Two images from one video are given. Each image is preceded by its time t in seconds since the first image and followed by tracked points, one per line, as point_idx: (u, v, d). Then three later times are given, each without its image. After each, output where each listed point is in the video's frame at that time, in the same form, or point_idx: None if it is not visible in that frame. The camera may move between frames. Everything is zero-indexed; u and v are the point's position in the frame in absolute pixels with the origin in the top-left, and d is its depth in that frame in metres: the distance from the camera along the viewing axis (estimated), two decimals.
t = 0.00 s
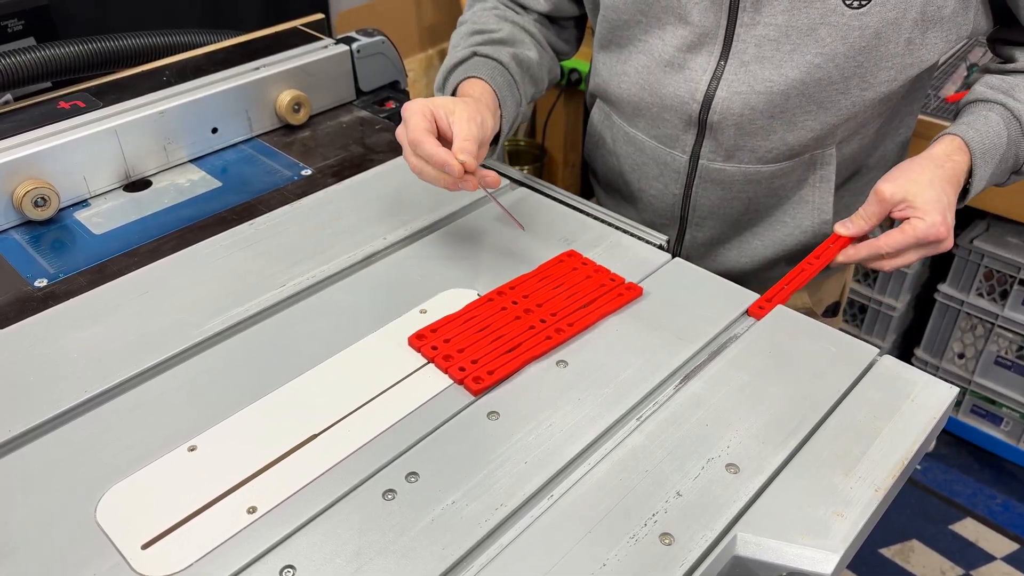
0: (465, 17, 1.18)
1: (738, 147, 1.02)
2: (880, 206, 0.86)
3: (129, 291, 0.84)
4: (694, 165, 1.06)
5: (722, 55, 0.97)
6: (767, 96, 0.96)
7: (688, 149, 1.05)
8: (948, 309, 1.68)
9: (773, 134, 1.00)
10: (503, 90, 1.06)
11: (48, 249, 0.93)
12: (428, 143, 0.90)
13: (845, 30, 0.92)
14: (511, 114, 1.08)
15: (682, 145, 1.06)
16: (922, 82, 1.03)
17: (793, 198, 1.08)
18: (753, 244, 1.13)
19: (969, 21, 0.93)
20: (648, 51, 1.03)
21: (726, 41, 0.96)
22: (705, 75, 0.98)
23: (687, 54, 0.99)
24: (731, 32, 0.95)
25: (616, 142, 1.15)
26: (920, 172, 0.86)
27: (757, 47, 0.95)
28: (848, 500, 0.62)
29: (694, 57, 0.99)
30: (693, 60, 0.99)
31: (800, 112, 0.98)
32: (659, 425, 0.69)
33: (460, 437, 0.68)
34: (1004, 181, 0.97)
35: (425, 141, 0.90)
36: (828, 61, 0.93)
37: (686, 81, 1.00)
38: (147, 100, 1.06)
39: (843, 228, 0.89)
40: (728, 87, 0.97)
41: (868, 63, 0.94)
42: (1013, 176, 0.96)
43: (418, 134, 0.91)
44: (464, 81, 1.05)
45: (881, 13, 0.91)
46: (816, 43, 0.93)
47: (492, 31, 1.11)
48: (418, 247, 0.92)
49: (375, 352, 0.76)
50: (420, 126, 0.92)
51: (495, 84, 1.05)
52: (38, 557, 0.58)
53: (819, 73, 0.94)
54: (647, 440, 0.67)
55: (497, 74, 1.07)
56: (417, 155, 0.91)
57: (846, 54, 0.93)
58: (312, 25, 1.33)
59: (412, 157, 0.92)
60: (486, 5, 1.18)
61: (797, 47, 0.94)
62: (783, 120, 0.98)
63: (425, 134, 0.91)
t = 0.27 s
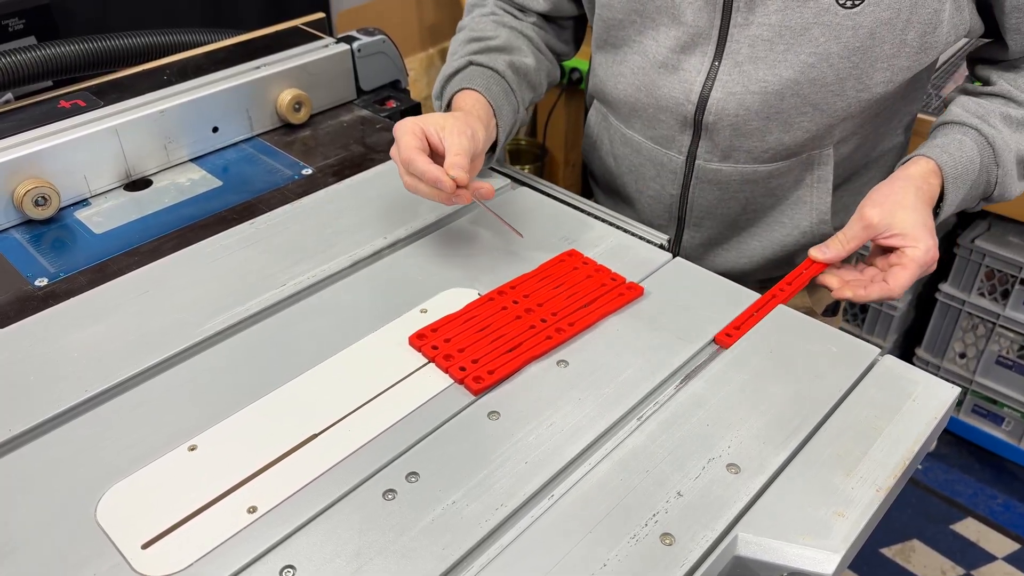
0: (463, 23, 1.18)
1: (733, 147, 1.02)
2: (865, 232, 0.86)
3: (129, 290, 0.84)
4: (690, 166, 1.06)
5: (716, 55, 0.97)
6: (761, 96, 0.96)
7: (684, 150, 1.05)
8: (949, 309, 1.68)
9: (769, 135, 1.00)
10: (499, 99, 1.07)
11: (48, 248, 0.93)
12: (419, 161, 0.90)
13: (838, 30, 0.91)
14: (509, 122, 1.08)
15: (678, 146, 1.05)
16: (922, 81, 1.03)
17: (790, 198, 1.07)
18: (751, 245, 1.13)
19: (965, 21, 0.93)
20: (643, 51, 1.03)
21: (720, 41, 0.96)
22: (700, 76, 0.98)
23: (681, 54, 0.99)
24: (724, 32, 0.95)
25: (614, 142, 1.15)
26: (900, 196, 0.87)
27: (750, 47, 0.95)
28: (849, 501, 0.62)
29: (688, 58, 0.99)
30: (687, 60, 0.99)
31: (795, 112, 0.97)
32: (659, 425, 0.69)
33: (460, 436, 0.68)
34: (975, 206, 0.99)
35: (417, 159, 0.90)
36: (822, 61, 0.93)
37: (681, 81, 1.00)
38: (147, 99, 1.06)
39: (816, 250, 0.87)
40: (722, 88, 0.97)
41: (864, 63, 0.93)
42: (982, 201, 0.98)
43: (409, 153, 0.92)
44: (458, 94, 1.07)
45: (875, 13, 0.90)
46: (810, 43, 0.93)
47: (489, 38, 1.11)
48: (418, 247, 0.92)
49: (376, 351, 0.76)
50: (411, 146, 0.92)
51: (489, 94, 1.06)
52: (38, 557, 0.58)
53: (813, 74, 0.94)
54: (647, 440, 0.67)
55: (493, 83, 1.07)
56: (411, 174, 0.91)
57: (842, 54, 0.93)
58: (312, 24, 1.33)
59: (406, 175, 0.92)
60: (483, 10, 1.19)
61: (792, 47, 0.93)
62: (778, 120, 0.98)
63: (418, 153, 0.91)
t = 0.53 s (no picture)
0: (462, 26, 1.19)
1: (730, 149, 1.02)
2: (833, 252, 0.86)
3: (130, 290, 0.84)
4: (687, 168, 1.06)
5: (711, 56, 0.97)
6: (757, 98, 0.96)
7: (681, 151, 1.05)
8: (949, 308, 1.68)
9: (766, 136, 1.00)
10: (494, 103, 1.07)
11: (49, 247, 0.93)
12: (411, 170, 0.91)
13: (834, 31, 0.91)
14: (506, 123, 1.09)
15: (675, 147, 1.06)
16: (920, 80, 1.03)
17: (787, 199, 1.07)
18: (748, 246, 1.13)
19: (960, 21, 0.93)
20: (638, 53, 1.03)
21: (715, 44, 0.96)
22: (695, 78, 0.98)
23: (676, 56, 0.99)
24: (720, 34, 0.95)
25: (612, 143, 1.15)
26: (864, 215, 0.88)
27: (745, 49, 0.94)
28: (849, 500, 0.62)
29: (684, 60, 0.99)
30: (682, 62, 0.99)
31: (791, 113, 0.97)
32: (659, 425, 0.69)
33: (460, 435, 0.68)
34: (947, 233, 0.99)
35: (409, 167, 0.91)
36: (819, 62, 0.93)
37: (677, 84, 1.00)
38: (147, 98, 1.06)
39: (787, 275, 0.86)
40: (718, 90, 0.97)
41: (861, 65, 0.93)
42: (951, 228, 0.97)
43: (402, 163, 0.92)
44: (455, 100, 1.07)
45: (871, 15, 0.90)
46: (805, 45, 0.93)
47: (485, 42, 1.12)
48: (418, 246, 0.92)
49: (376, 351, 0.76)
50: (403, 155, 0.93)
51: (484, 98, 1.07)
52: (38, 556, 0.58)
53: (809, 75, 0.94)
54: (647, 439, 0.67)
55: (487, 87, 1.08)
56: (405, 183, 0.92)
57: (838, 55, 0.93)
58: (313, 23, 1.33)
59: (400, 183, 0.93)
60: (481, 13, 1.19)
61: (787, 49, 0.93)
62: (775, 121, 0.98)
63: (410, 162, 0.92)
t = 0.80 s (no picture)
0: (459, 28, 1.19)
1: (726, 150, 1.02)
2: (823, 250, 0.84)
3: (129, 288, 0.84)
4: (684, 168, 1.06)
5: (707, 57, 0.97)
6: (753, 99, 0.96)
7: (678, 151, 1.05)
8: (950, 307, 1.68)
9: (762, 137, 0.99)
10: (488, 106, 1.07)
11: (48, 246, 0.93)
12: (399, 170, 0.91)
13: (829, 32, 0.91)
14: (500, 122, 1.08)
15: (672, 148, 1.06)
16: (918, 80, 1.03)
17: (784, 199, 1.07)
18: (746, 246, 1.13)
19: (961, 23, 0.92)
20: (635, 53, 1.03)
21: (712, 43, 0.96)
22: (691, 78, 0.98)
23: (672, 56, 0.99)
24: (715, 34, 0.95)
25: (610, 143, 1.15)
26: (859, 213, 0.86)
27: (741, 49, 0.94)
28: (849, 499, 0.62)
29: (680, 61, 0.99)
30: (678, 62, 0.99)
31: (787, 113, 0.97)
32: (659, 424, 0.69)
33: (460, 434, 0.68)
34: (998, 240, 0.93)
35: (397, 168, 0.91)
36: (814, 63, 0.93)
37: (673, 84, 1.00)
38: (147, 97, 1.06)
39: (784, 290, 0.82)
40: (713, 90, 0.97)
41: (858, 65, 0.93)
42: (1004, 232, 0.92)
43: (391, 163, 0.93)
44: (447, 100, 1.07)
45: (866, 15, 0.90)
46: (801, 45, 0.92)
47: (481, 44, 1.12)
48: (418, 245, 0.92)
49: (376, 349, 0.76)
50: (392, 155, 0.93)
51: (478, 100, 1.06)
52: (37, 555, 0.58)
53: (805, 75, 0.94)
54: (647, 439, 0.67)
55: (482, 90, 1.08)
56: (394, 182, 0.92)
57: (834, 56, 0.92)
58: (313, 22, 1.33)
59: (389, 184, 0.93)
60: (479, 15, 1.19)
61: (783, 49, 0.93)
62: (770, 122, 0.98)
63: (399, 162, 0.92)
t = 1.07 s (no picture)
0: (459, 32, 1.19)
1: (725, 150, 1.02)
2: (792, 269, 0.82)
3: (130, 287, 0.84)
4: (683, 168, 1.06)
5: (704, 57, 0.97)
6: (751, 98, 0.96)
7: (676, 152, 1.05)
8: (950, 306, 1.68)
9: (761, 136, 0.99)
10: (487, 114, 1.07)
11: (48, 245, 0.93)
12: (397, 182, 0.91)
13: (826, 31, 0.91)
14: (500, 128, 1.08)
15: (671, 148, 1.06)
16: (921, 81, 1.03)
17: (784, 200, 1.07)
18: (746, 246, 1.13)
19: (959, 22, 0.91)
20: (632, 53, 1.03)
21: (709, 44, 0.96)
22: (688, 79, 0.98)
23: (670, 56, 1.00)
24: (713, 34, 0.95)
25: (610, 144, 1.15)
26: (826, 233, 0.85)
27: (738, 49, 0.94)
28: (850, 498, 0.62)
29: (677, 61, 0.99)
30: (676, 63, 0.99)
31: (785, 113, 0.97)
32: (659, 423, 0.69)
33: (460, 433, 0.68)
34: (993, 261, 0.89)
35: (395, 180, 0.91)
36: (812, 62, 0.93)
37: (671, 85, 1.00)
38: (147, 96, 1.06)
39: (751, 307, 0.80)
40: (711, 91, 0.97)
41: (856, 65, 0.93)
42: (996, 253, 0.87)
43: (388, 176, 0.92)
44: (444, 111, 1.07)
45: (863, 15, 0.90)
46: (798, 45, 0.92)
47: (480, 50, 1.12)
48: (418, 244, 0.92)
49: (376, 348, 0.76)
50: (390, 168, 0.93)
51: (477, 109, 1.06)
52: (38, 554, 0.58)
53: (802, 75, 0.94)
54: (647, 439, 0.67)
55: (481, 97, 1.08)
56: (392, 195, 0.92)
57: (832, 56, 0.92)
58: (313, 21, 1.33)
59: (388, 198, 0.93)
60: (479, 18, 1.19)
61: (780, 49, 0.93)
62: (768, 122, 0.98)
63: (396, 174, 0.92)
